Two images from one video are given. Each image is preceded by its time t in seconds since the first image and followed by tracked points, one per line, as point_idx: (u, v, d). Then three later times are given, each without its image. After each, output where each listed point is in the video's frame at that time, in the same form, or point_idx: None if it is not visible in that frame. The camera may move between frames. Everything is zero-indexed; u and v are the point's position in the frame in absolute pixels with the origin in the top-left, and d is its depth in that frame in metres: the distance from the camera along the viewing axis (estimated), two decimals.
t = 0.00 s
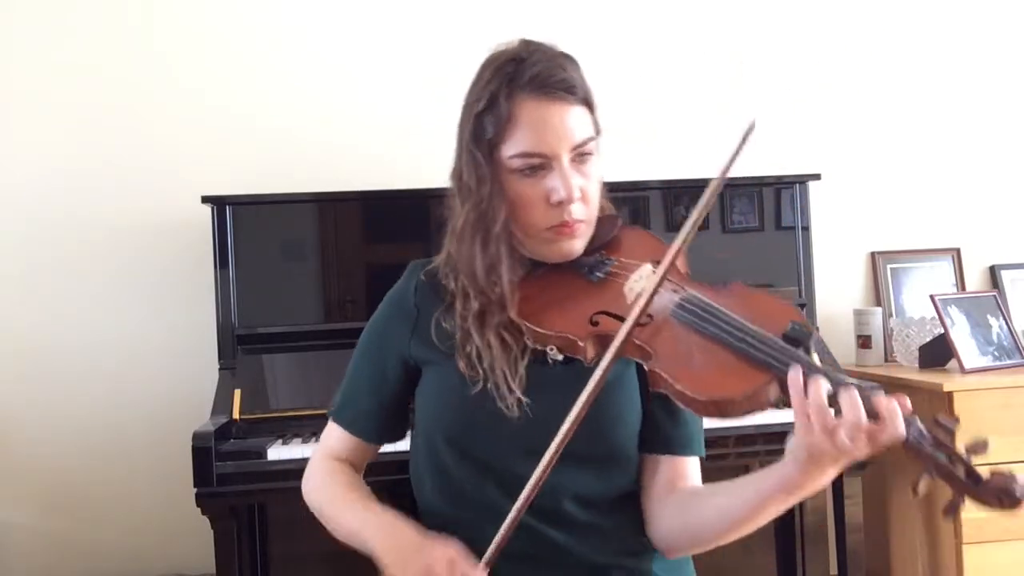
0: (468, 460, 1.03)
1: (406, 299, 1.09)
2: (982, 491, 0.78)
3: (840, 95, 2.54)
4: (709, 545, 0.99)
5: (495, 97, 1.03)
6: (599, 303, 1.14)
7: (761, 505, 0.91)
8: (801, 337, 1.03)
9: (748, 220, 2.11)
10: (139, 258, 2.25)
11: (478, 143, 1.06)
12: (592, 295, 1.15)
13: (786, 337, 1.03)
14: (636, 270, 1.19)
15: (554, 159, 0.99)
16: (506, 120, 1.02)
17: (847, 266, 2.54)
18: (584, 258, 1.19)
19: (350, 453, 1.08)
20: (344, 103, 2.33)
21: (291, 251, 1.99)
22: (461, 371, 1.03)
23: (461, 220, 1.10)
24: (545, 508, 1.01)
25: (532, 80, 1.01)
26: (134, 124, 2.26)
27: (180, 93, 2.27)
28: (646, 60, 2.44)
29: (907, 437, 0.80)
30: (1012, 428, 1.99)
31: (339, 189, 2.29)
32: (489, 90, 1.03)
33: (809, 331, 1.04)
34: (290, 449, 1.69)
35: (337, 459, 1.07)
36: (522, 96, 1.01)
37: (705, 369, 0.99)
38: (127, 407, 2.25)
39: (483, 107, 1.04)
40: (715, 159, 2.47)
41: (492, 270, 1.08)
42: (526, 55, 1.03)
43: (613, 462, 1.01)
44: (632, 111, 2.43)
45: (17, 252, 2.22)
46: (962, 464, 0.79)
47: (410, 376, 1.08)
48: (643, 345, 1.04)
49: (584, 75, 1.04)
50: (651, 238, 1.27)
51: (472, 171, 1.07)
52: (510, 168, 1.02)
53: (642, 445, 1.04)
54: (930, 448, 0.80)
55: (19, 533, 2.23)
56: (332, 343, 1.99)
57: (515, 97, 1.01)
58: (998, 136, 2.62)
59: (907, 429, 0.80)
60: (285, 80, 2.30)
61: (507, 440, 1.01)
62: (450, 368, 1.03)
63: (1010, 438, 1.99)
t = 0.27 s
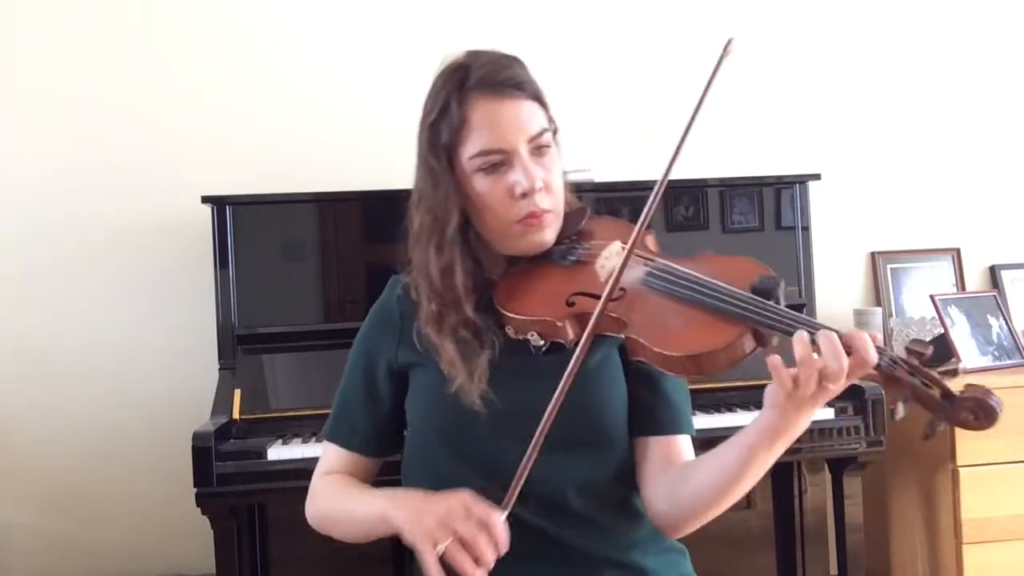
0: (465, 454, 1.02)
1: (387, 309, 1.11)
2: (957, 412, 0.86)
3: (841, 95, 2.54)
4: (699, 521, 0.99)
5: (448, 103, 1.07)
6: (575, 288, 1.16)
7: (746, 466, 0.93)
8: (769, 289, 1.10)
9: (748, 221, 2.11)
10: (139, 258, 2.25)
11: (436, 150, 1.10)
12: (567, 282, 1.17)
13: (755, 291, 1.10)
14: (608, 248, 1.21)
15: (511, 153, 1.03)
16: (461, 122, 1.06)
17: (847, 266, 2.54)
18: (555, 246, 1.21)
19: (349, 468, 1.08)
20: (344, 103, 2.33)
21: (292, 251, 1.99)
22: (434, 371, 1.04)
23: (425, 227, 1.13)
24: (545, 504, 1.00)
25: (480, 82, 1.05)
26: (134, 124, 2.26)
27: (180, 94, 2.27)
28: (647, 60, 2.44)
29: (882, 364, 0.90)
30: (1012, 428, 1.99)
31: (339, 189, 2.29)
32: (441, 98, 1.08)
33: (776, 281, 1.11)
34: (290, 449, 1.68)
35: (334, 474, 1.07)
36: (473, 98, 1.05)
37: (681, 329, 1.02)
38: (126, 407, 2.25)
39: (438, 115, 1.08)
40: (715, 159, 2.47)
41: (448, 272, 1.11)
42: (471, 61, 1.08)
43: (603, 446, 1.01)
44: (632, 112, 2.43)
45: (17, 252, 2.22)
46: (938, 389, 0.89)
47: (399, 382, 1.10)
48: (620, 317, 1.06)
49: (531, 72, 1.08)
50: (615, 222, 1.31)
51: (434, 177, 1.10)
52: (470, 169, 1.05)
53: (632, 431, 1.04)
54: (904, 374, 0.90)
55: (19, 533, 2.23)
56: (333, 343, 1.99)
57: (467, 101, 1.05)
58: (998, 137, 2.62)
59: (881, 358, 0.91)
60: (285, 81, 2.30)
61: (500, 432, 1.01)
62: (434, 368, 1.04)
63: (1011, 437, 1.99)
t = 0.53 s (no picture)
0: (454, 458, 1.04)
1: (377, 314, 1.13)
2: (925, 419, 0.89)
3: (841, 95, 2.54)
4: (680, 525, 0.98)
5: (439, 107, 1.06)
6: (557, 293, 1.10)
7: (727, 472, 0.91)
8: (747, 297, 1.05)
9: (748, 220, 2.11)
10: (139, 258, 2.25)
11: (426, 154, 1.09)
12: (550, 286, 1.12)
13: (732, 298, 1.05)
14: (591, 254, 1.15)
15: (500, 158, 1.02)
16: (451, 127, 1.05)
17: (847, 266, 2.54)
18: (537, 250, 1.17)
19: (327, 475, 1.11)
20: (344, 103, 2.33)
21: (292, 251, 1.99)
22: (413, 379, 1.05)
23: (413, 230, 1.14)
24: (543, 506, 1.01)
25: (472, 88, 1.04)
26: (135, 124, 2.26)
27: (180, 93, 2.27)
28: (647, 60, 2.44)
29: (852, 371, 0.91)
30: (1012, 428, 1.99)
31: (339, 189, 2.29)
32: (431, 103, 1.07)
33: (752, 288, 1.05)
34: (289, 449, 1.68)
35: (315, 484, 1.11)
36: (464, 103, 1.04)
37: (659, 336, 0.97)
38: (126, 407, 2.25)
39: (429, 119, 1.07)
40: (716, 158, 2.47)
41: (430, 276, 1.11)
42: (462, 66, 1.07)
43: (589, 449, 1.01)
44: (632, 111, 2.44)
45: (17, 252, 2.22)
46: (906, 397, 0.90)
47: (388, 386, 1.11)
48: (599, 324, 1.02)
49: (523, 79, 1.08)
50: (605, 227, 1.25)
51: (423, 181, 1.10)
52: (459, 173, 1.05)
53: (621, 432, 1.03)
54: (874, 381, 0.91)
55: (19, 533, 2.23)
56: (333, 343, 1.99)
57: (457, 105, 1.05)
58: (998, 136, 2.62)
59: (850, 365, 0.92)
60: (285, 81, 2.30)
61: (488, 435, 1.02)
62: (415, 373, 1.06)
63: (1010, 438, 1.98)
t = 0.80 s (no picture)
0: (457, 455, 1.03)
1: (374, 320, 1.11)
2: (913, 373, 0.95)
3: (841, 95, 2.54)
4: (683, 510, 0.96)
5: (412, 112, 1.08)
6: (546, 282, 1.14)
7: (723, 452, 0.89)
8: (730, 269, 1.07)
9: (748, 220, 2.11)
10: (139, 258, 2.25)
11: (404, 158, 1.11)
12: (542, 278, 1.16)
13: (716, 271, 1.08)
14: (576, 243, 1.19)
15: (476, 157, 1.02)
16: (424, 130, 1.06)
17: (847, 266, 2.54)
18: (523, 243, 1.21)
19: (342, 478, 1.09)
20: (344, 103, 2.33)
21: (292, 251, 1.99)
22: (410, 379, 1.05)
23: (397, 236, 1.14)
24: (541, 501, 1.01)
25: (441, 91, 1.05)
26: (135, 124, 2.26)
27: (180, 94, 2.27)
28: (647, 60, 2.44)
29: (840, 333, 1.00)
30: (1013, 429, 1.98)
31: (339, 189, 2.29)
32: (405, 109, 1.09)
33: (735, 259, 1.09)
34: (289, 448, 1.68)
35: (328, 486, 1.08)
36: (436, 107, 1.05)
37: (646, 314, 1.02)
38: (126, 407, 2.25)
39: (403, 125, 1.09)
40: (716, 159, 2.47)
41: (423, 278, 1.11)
42: (433, 71, 1.09)
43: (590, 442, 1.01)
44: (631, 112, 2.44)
45: (17, 253, 2.22)
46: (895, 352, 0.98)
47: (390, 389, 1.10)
48: (588, 308, 1.06)
49: (493, 79, 1.09)
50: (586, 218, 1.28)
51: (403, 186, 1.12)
52: (437, 175, 1.05)
53: (620, 422, 1.04)
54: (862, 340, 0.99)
55: (19, 533, 2.23)
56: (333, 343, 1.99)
57: (428, 109, 1.06)
58: (998, 137, 2.62)
59: (838, 326, 1.00)
60: (285, 81, 2.31)
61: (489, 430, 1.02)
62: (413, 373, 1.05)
63: (1011, 438, 1.98)
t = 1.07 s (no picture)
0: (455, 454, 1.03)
1: (377, 311, 1.11)
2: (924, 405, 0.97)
3: (841, 95, 2.54)
4: (682, 514, 0.99)
5: (424, 106, 1.08)
6: (551, 286, 1.14)
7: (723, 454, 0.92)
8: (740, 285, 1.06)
9: (748, 220, 2.11)
10: (139, 258, 2.25)
11: (415, 152, 1.11)
12: (547, 282, 1.15)
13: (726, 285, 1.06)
14: (582, 250, 1.20)
15: (488, 155, 1.02)
16: (436, 125, 1.06)
17: (847, 266, 2.54)
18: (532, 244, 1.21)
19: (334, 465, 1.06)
20: (344, 103, 2.33)
21: (292, 252, 1.99)
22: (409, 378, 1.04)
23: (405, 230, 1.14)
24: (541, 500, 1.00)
25: (455, 86, 1.05)
26: (135, 125, 2.26)
27: (180, 94, 2.27)
28: (646, 61, 2.44)
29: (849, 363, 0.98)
30: (1013, 428, 1.98)
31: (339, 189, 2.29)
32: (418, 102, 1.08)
33: (745, 275, 1.07)
34: (290, 448, 1.68)
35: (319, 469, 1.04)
36: (449, 101, 1.05)
37: (651, 327, 1.00)
38: (126, 407, 2.25)
39: (416, 119, 1.09)
40: (716, 159, 2.47)
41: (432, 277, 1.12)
42: (447, 66, 1.09)
43: (586, 441, 1.01)
44: (632, 112, 2.44)
45: (17, 253, 2.22)
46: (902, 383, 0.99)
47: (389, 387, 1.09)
48: (593, 315, 1.05)
49: (507, 75, 1.09)
50: (597, 223, 1.28)
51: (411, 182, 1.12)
52: (448, 171, 1.05)
53: (619, 429, 1.04)
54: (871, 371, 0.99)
55: (18, 532, 2.23)
56: (332, 343, 1.98)
57: (442, 104, 1.06)
58: (997, 137, 2.62)
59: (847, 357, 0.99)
60: (285, 81, 2.31)
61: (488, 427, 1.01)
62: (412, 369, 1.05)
63: (1011, 438, 1.98)
